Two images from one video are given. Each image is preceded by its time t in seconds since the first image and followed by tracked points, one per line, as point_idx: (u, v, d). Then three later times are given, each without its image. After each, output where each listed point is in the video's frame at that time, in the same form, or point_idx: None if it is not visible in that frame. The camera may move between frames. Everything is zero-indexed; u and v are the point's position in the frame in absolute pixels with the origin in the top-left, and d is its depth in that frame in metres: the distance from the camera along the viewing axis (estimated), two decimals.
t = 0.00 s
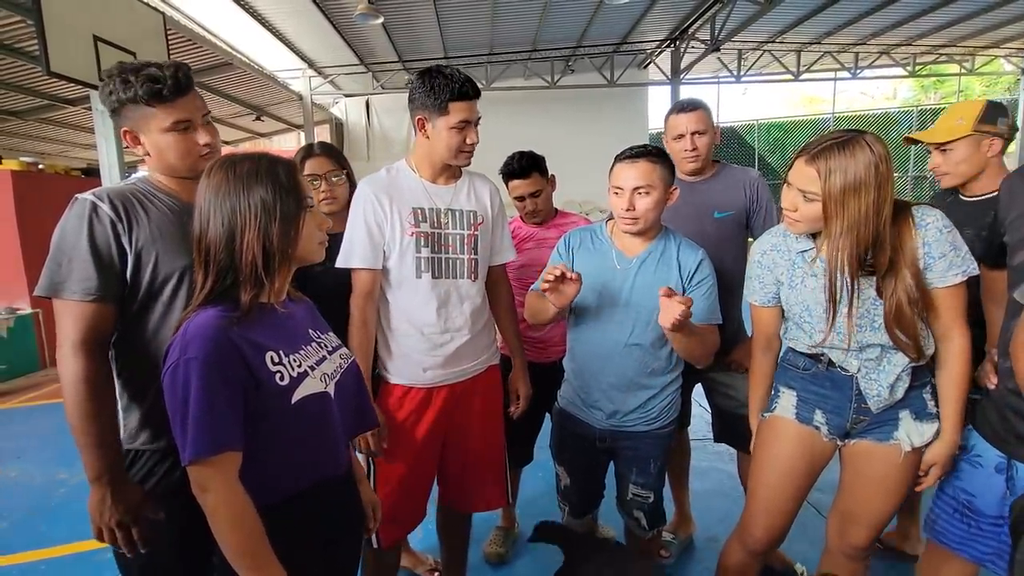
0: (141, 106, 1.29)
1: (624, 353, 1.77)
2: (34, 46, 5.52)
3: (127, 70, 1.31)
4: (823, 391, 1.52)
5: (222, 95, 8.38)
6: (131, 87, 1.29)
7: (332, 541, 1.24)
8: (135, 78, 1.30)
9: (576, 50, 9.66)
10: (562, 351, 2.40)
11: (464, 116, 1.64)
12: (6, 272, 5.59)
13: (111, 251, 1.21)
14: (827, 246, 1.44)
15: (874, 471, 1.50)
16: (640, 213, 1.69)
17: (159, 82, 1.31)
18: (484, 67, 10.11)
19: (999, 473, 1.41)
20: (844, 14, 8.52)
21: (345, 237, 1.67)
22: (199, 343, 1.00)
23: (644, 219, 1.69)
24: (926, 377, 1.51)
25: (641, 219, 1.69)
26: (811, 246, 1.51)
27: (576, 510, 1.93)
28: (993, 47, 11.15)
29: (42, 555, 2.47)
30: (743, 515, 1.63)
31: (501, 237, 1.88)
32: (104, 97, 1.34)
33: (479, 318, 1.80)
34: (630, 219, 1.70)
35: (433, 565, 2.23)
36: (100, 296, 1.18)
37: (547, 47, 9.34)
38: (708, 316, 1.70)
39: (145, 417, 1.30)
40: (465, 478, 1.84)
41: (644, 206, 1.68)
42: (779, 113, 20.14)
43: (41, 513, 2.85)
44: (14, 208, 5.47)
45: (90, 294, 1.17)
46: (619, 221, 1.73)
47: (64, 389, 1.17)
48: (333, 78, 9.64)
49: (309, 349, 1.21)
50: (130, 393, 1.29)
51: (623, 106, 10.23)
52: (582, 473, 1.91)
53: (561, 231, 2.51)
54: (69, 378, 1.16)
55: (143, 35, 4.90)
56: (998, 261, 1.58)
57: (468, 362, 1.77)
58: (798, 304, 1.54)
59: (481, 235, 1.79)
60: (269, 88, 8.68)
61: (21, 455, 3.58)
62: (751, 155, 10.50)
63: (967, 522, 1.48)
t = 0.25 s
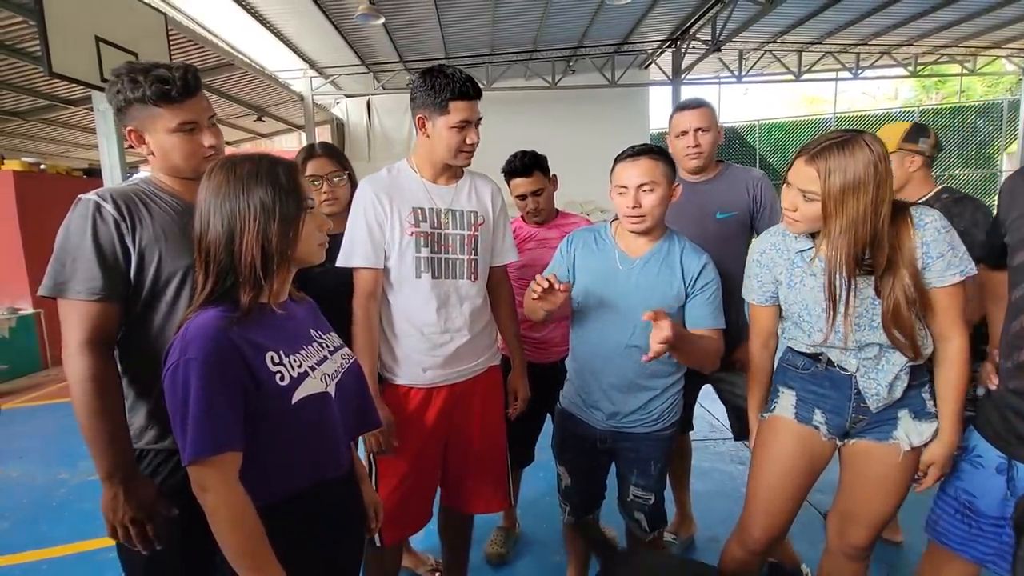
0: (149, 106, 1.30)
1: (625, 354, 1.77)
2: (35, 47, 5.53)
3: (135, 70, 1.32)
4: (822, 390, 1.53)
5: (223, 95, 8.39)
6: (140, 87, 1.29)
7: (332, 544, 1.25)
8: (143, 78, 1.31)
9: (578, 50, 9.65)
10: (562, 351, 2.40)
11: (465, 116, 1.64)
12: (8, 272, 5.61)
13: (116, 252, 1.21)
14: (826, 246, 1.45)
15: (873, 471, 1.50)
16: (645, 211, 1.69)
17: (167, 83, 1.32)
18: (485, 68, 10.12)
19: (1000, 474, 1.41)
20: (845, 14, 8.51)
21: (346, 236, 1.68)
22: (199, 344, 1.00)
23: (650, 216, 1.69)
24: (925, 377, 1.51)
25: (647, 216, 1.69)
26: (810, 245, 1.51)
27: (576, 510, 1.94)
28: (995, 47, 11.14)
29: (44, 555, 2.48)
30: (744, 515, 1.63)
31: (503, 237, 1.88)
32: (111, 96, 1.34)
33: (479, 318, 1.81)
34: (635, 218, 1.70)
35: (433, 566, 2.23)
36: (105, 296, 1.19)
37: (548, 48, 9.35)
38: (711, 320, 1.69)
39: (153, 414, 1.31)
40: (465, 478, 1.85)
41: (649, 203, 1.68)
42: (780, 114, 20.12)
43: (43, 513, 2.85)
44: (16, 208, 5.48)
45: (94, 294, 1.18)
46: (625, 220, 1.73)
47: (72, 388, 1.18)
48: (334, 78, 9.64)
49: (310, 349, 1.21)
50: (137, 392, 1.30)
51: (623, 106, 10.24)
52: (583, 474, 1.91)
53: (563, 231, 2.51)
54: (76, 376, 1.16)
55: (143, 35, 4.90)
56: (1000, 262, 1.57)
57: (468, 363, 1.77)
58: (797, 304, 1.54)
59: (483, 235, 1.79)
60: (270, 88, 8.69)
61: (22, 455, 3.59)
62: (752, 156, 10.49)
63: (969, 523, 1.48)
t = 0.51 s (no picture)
0: (153, 104, 1.30)
1: (627, 354, 1.77)
2: (37, 47, 5.54)
3: (139, 69, 1.33)
4: (823, 390, 1.53)
5: (225, 96, 8.40)
6: (144, 86, 1.30)
7: (333, 544, 1.25)
8: (147, 76, 1.31)
9: (579, 51, 9.65)
10: (564, 351, 2.41)
11: (463, 116, 1.64)
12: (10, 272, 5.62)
13: (119, 252, 1.22)
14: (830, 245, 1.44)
15: (874, 471, 1.50)
16: (646, 214, 1.68)
17: (172, 81, 1.32)
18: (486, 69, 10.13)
19: (1001, 475, 1.41)
20: (847, 15, 8.51)
21: (347, 236, 1.68)
22: (199, 344, 1.01)
23: (652, 218, 1.68)
24: (925, 377, 1.51)
25: (648, 219, 1.69)
26: (810, 245, 1.51)
27: (576, 510, 1.94)
28: (996, 48, 11.13)
29: (45, 554, 2.48)
30: (744, 516, 1.64)
31: (504, 236, 1.88)
32: (116, 95, 1.35)
33: (481, 317, 1.81)
34: (637, 222, 1.69)
35: (435, 566, 2.23)
36: (108, 297, 1.19)
37: (549, 48, 9.35)
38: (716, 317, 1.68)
39: (154, 415, 1.31)
40: (465, 478, 1.85)
41: (649, 205, 1.68)
42: (781, 114, 20.10)
43: (44, 513, 2.86)
44: (17, 209, 5.49)
45: (97, 294, 1.18)
46: (627, 223, 1.73)
47: (74, 388, 1.18)
48: (336, 79, 9.65)
49: (311, 349, 1.22)
50: (141, 392, 1.30)
51: (624, 107, 10.24)
52: (583, 474, 1.91)
53: (563, 232, 2.51)
54: (78, 377, 1.17)
55: (145, 35, 4.90)
56: (1002, 263, 1.57)
57: (469, 363, 1.77)
58: (798, 304, 1.54)
59: (483, 234, 1.79)
60: (271, 89, 8.69)
61: (23, 455, 3.59)
62: (753, 156, 10.49)
63: (970, 524, 1.48)
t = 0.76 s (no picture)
0: (157, 103, 1.31)
1: (629, 353, 1.77)
2: (39, 46, 5.55)
3: (143, 68, 1.33)
4: (824, 391, 1.53)
5: (227, 95, 8.41)
6: (148, 85, 1.30)
7: (333, 544, 1.25)
8: (151, 76, 1.32)
9: (580, 51, 9.65)
10: (566, 351, 2.41)
11: (462, 116, 1.65)
12: (12, 271, 5.63)
13: (121, 251, 1.22)
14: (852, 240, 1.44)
15: (875, 472, 1.50)
16: (644, 216, 1.68)
17: (175, 80, 1.32)
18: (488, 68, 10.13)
19: (1003, 477, 1.41)
20: (849, 15, 8.50)
21: (348, 236, 1.69)
22: (200, 342, 1.01)
23: (651, 220, 1.68)
24: (926, 378, 1.51)
25: (648, 221, 1.68)
26: (808, 246, 1.52)
27: (577, 511, 1.94)
28: (999, 48, 11.11)
29: (46, 553, 2.48)
30: (745, 517, 1.63)
31: (505, 236, 1.88)
32: (120, 94, 1.36)
33: (482, 317, 1.81)
34: (638, 225, 1.70)
35: (436, 565, 2.23)
36: (109, 296, 1.19)
37: (551, 48, 9.35)
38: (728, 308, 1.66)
39: (153, 416, 1.31)
40: (467, 478, 1.85)
41: (647, 207, 1.68)
42: (783, 114, 20.08)
43: (45, 511, 2.86)
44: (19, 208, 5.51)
45: (99, 293, 1.18)
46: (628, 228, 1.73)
47: (74, 387, 1.18)
48: (338, 78, 9.65)
49: (312, 348, 1.22)
50: (141, 392, 1.31)
51: (626, 107, 10.23)
52: (584, 474, 1.91)
53: (563, 231, 2.52)
54: (78, 376, 1.17)
55: (147, 34, 4.90)
56: (1003, 263, 1.57)
57: (470, 363, 1.77)
58: (797, 304, 1.54)
59: (485, 233, 1.79)
60: (273, 88, 8.70)
61: (25, 454, 3.60)
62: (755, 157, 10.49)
63: (972, 525, 1.47)
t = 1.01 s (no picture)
0: (158, 103, 1.31)
1: (630, 354, 1.77)
2: (41, 46, 5.56)
3: (145, 69, 1.33)
4: (824, 393, 1.53)
5: (228, 95, 8.43)
6: (149, 85, 1.31)
7: (334, 544, 1.25)
8: (153, 76, 1.32)
9: (582, 52, 9.65)
10: (567, 351, 2.41)
11: (463, 117, 1.65)
12: (13, 270, 5.64)
13: (122, 251, 1.22)
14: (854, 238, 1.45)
15: (874, 473, 1.50)
16: (638, 218, 1.68)
17: (176, 81, 1.33)
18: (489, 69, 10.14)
19: (1005, 479, 1.41)
20: (850, 16, 8.50)
21: (348, 236, 1.69)
22: (201, 342, 1.01)
23: (645, 223, 1.68)
24: (926, 379, 1.51)
25: (642, 223, 1.68)
26: (809, 247, 1.52)
27: (577, 511, 1.94)
28: (1000, 50, 11.10)
29: (47, 552, 2.49)
30: (745, 517, 1.63)
31: (506, 236, 1.88)
32: (122, 94, 1.36)
33: (483, 317, 1.81)
34: (631, 226, 1.70)
35: (436, 566, 2.23)
36: (111, 295, 1.20)
37: (552, 49, 9.35)
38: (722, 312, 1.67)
39: (154, 416, 1.31)
40: (468, 479, 1.85)
41: (640, 210, 1.67)
42: (785, 115, 20.08)
43: (46, 510, 2.87)
44: (21, 208, 5.51)
45: (100, 292, 1.18)
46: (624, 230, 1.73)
47: (76, 386, 1.18)
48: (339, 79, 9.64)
49: (313, 348, 1.22)
50: (143, 391, 1.30)
51: (627, 108, 10.24)
52: (585, 475, 1.91)
53: (564, 230, 2.51)
54: (80, 375, 1.17)
55: (148, 35, 4.90)
56: (1004, 264, 1.57)
57: (471, 363, 1.77)
58: (798, 305, 1.54)
59: (485, 234, 1.80)
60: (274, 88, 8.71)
61: (26, 453, 3.60)
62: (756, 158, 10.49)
63: (974, 527, 1.47)
